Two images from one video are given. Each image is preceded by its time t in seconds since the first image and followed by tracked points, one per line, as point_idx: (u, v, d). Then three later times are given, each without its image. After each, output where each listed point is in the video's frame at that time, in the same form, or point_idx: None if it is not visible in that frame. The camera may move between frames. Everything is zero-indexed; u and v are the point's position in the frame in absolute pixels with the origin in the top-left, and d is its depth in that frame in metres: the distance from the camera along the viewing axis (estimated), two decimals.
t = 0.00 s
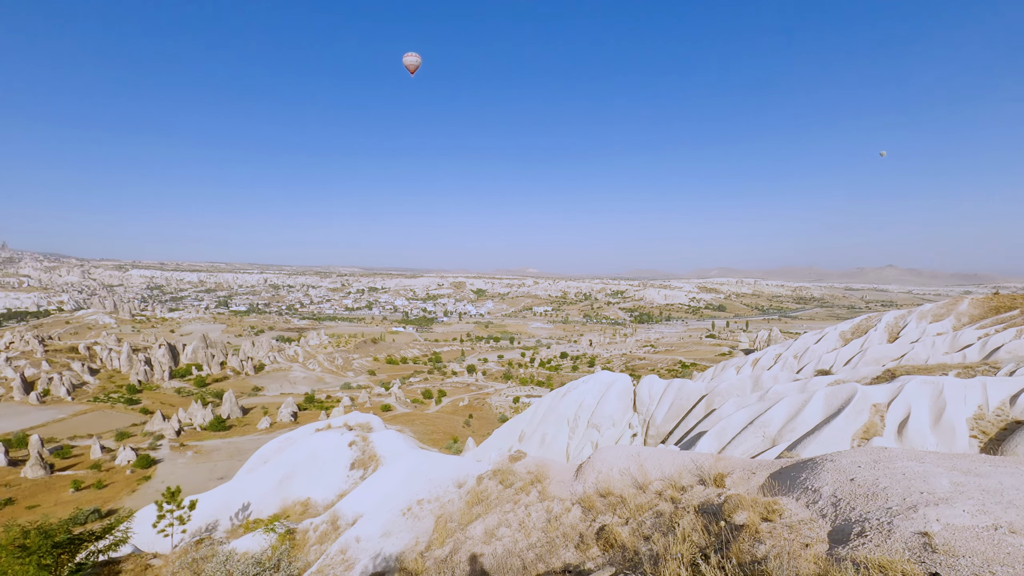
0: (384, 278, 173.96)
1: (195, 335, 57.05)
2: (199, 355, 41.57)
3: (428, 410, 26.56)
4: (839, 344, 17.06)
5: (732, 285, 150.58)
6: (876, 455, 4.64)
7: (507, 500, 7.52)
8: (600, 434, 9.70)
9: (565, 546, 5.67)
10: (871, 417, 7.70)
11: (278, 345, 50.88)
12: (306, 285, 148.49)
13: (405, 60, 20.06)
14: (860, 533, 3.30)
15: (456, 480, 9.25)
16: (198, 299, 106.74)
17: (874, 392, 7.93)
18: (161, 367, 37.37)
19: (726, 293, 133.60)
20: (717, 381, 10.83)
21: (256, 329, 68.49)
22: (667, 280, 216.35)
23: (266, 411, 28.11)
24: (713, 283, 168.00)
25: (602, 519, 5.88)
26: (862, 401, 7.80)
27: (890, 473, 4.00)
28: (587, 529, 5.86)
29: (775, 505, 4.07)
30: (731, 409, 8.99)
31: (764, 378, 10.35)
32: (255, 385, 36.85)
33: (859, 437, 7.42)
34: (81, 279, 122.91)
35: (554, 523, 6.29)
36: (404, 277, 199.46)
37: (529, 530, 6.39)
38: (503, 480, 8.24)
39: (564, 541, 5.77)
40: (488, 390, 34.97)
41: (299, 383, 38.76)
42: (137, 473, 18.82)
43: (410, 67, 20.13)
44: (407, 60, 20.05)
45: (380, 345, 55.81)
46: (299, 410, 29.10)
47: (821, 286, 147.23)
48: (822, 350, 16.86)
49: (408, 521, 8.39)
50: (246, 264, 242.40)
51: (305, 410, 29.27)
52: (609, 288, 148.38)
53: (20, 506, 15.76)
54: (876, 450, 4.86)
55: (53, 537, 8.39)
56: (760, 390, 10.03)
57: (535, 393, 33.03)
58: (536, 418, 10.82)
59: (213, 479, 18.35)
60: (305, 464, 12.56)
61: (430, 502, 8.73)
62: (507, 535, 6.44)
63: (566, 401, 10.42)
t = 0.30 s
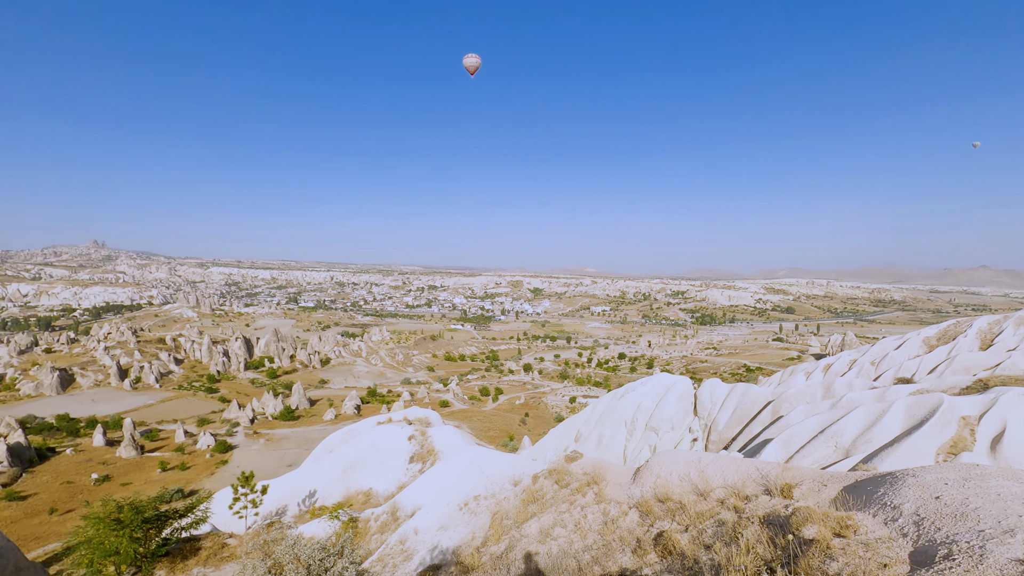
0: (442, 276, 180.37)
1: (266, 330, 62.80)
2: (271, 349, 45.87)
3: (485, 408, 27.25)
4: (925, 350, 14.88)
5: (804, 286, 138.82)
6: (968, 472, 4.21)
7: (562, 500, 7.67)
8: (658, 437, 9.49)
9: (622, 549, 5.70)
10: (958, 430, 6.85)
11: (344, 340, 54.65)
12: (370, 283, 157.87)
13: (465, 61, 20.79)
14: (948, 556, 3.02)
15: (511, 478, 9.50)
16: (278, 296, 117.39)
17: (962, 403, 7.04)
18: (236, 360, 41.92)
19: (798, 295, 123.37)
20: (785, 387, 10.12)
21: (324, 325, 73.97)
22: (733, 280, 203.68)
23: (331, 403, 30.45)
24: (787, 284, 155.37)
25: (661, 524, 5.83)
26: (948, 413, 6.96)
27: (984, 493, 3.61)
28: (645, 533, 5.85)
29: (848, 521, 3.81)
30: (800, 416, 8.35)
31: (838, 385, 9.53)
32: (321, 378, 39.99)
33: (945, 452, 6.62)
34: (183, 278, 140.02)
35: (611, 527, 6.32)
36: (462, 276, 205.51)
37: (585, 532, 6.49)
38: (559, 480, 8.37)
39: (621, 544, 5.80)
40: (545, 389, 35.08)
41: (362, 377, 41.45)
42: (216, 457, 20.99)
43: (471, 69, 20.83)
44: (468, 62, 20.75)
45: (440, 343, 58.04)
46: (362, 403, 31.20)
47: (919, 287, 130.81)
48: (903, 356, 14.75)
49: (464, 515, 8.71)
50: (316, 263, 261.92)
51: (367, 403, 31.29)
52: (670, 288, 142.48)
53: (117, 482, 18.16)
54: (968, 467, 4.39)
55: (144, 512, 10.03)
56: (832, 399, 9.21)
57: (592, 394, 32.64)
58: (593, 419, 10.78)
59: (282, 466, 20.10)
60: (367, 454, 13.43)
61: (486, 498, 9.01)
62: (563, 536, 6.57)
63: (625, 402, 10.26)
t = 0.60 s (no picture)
0: (497, 275, 183.50)
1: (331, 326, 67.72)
2: (334, 343, 49.47)
3: (540, 407, 27.44)
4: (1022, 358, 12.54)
5: (880, 290, 126.35)
6: None
7: (617, 504, 7.65)
8: (718, 444, 9.07)
9: (679, 557, 5.62)
10: None
11: (403, 337, 57.49)
12: (428, 281, 164.60)
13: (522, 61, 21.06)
14: None
15: (565, 479, 9.59)
16: (344, 294, 125.89)
17: None
18: (303, 353, 45.78)
19: (869, 297, 112.46)
20: (857, 395, 9.19)
21: (384, 322, 78.31)
22: (806, 279, 187.46)
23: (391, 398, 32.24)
24: (872, 285, 140.18)
25: (720, 534, 5.67)
26: None
27: None
28: (704, 542, 5.70)
29: (931, 542, 3.51)
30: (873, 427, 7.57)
31: (920, 395, 8.57)
32: (382, 373, 42.47)
33: None
34: (261, 276, 154.39)
35: (667, 533, 6.24)
36: (517, 274, 207.65)
37: (640, 537, 6.46)
38: (614, 483, 8.35)
39: (678, 552, 5.72)
40: (599, 391, 34.59)
41: (420, 373, 43.45)
42: (283, 445, 23.01)
43: (528, 69, 21.07)
44: (525, 62, 21.01)
45: (495, 341, 59.16)
46: (420, 398, 32.70)
47: None
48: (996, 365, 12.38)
49: (519, 514, 8.90)
50: (378, 263, 276.80)
51: (426, 399, 32.74)
52: (734, 288, 134.21)
53: (195, 465, 20.52)
54: None
55: (220, 494, 10.68)
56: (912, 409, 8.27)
57: (649, 397, 31.62)
58: (649, 423, 10.56)
59: (345, 457, 21.60)
60: (425, 448, 14.11)
61: (539, 498, 9.17)
62: (617, 540, 6.59)
63: (682, 407, 9.96)
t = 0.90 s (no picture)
0: (542, 274, 183.86)
1: (381, 323, 70.97)
2: (383, 340, 51.88)
3: (585, 407, 27.26)
4: None
5: (961, 290, 113.90)
6: None
7: (665, 508, 7.55)
8: (773, 450, 8.62)
9: (729, 566, 5.49)
10: None
11: (450, 335, 59.11)
12: (473, 280, 168.00)
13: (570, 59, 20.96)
14: None
15: (611, 481, 9.56)
16: (392, 292, 131.23)
17: None
18: (354, 350, 48.38)
19: (941, 299, 102.28)
20: (931, 402, 8.13)
21: (431, 319, 80.80)
22: (877, 279, 171.83)
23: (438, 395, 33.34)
24: (955, 285, 125.87)
25: (774, 544, 5.48)
26: None
27: None
28: (757, 552, 5.53)
29: (1009, 563, 3.27)
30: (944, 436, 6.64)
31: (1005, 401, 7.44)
32: (429, 370, 43.99)
33: None
34: (315, 275, 164.45)
35: (717, 540, 6.10)
36: (561, 273, 206.17)
37: (689, 543, 6.35)
38: (662, 487, 8.23)
39: (729, 561, 5.58)
40: (647, 392, 33.75)
41: (466, 370, 44.54)
42: (335, 438, 24.50)
43: (575, 66, 20.94)
44: (572, 60, 20.91)
45: (540, 340, 59.33)
46: (467, 396, 33.54)
47: None
48: None
49: (564, 514, 8.98)
50: (425, 262, 285.80)
51: (472, 396, 33.54)
52: (791, 289, 125.51)
53: (254, 455, 22.34)
54: None
55: (275, 483, 11.39)
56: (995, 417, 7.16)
57: (699, 399, 30.39)
58: (699, 426, 10.29)
59: (393, 451, 22.64)
60: (472, 444, 14.55)
61: (585, 499, 9.21)
62: (665, 545, 6.53)
63: (734, 410, 9.59)
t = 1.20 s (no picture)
0: (571, 273, 182.70)
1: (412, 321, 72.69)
2: (415, 338, 53.19)
3: (616, 407, 27.03)
4: None
5: None
6: None
7: (697, 511, 7.45)
8: (809, 455, 8.30)
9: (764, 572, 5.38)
10: None
11: (480, 334, 59.80)
12: (503, 279, 169.11)
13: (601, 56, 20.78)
14: None
15: (642, 482, 9.50)
16: (423, 290, 133.92)
17: None
18: (386, 347, 49.86)
19: (995, 300, 95.17)
20: (986, 407, 7.57)
21: (463, 318, 81.93)
22: (930, 278, 160.63)
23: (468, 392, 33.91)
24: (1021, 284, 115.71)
25: (811, 551, 5.34)
26: None
27: None
28: (792, 559, 5.40)
29: None
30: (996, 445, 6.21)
31: None
32: (459, 368, 44.78)
33: None
34: (349, 273, 170.13)
35: (751, 546, 5.99)
36: (589, 272, 203.73)
37: (721, 547, 6.28)
38: (693, 490, 8.13)
39: (763, 567, 5.48)
40: (678, 393, 33.03)
41: (496, 369, 45.01)
42: (368, 434, 25.39)
43: (607, 64, 20.76)
44: (604, 57, 20.71)
45: (570, 339, 59.05)
46: (497, 394, 33.95)
47: None
48: None
49: (593, 514, 8.98)
50: (456, 261, 289.58)
51: (501, 395, 33.90)
52: (830, 289, 119.07)
53: (289, 449, 23.49)
54: None
55: (310, 477, 12.02)
56: None
57: (733, 402, 29.40)
58: (733, 428, 10.06)
59: (424, 448, 23.26)
60: (501, 443, 14.78)
61: (615, 500, 9.18)
62: (696, 549, 6.46)
63: (768, 413, 9.32)
